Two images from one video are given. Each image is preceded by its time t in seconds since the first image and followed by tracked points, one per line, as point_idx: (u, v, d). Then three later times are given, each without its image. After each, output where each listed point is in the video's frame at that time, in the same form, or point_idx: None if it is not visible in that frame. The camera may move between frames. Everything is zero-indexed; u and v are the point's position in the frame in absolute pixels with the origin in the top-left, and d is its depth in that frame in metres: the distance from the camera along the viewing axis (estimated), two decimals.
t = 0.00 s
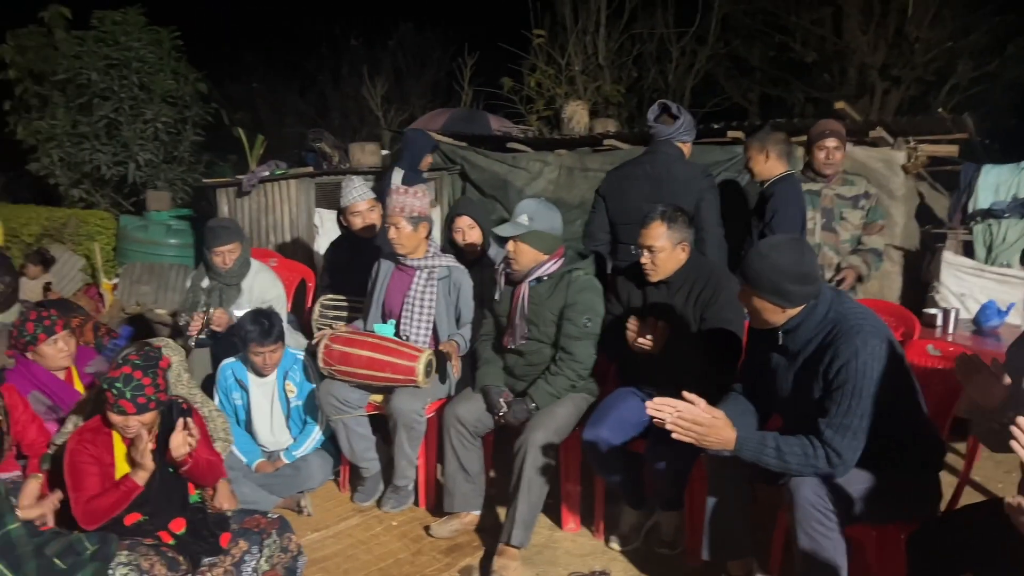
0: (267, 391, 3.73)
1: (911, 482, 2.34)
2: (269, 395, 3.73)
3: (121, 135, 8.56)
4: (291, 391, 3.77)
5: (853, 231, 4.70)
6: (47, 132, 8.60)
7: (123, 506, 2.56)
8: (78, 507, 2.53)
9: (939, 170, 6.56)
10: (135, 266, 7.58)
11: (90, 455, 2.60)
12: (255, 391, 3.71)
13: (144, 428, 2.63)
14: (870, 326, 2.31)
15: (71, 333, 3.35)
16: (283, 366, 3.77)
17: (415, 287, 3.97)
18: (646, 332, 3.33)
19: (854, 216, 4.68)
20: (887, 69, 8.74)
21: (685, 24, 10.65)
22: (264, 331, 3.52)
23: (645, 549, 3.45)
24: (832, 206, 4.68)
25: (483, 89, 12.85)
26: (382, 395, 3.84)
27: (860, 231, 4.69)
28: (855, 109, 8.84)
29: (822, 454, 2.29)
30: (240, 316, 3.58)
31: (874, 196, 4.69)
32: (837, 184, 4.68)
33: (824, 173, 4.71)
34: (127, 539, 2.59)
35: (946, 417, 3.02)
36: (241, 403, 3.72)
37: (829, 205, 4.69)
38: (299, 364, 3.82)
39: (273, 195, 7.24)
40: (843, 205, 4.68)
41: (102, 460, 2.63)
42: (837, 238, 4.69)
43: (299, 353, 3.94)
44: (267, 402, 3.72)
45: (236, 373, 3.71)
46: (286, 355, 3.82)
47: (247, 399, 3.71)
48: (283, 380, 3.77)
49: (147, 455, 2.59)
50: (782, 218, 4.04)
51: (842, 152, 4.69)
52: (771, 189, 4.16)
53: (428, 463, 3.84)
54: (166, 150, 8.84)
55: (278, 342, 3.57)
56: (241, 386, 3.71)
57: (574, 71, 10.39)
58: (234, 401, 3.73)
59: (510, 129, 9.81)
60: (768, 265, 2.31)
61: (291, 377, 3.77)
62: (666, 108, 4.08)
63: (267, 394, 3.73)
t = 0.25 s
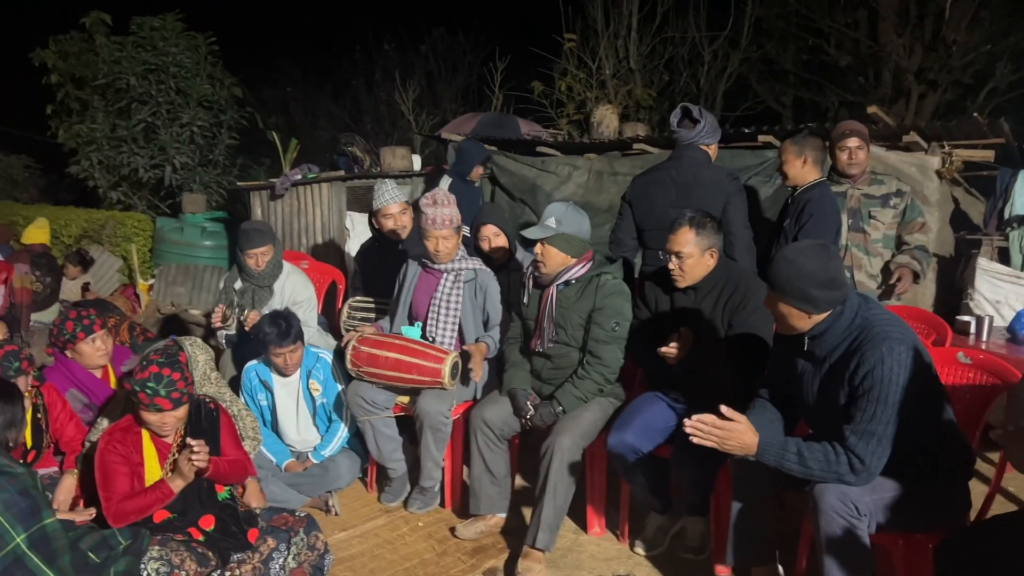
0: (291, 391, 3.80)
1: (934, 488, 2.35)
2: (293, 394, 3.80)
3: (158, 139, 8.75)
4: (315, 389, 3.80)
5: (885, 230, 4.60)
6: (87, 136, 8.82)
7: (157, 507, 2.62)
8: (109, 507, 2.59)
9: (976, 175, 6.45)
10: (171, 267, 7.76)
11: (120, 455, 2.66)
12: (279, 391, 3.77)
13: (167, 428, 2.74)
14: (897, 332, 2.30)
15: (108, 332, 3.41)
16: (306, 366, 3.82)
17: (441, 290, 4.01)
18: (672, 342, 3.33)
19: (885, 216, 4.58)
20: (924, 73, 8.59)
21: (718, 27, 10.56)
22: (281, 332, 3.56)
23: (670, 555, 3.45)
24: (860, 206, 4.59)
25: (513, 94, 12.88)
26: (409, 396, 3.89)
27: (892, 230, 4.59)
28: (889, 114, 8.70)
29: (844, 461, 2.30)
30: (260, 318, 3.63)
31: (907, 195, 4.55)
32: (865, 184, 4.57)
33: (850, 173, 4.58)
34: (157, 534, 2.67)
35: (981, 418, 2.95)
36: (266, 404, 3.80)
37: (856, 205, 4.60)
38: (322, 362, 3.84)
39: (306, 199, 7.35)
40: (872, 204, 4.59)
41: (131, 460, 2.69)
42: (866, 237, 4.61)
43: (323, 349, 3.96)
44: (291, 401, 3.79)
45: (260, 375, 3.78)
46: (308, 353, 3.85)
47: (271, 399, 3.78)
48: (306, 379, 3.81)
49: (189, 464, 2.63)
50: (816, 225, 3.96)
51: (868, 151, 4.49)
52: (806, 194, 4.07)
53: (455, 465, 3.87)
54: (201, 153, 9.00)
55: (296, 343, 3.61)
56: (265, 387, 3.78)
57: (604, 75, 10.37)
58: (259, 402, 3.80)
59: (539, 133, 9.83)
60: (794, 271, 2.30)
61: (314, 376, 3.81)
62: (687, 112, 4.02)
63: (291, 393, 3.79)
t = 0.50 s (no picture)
0: (316, 391, 3.83)
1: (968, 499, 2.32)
2: (319, 395, 3.84)
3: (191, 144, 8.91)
4: (341, 389, 3.82)
5: (917, 239, 4.50)
6: (122, 140, 8.97)
7: (182, 505, 2.67)
8: (142, 505, 2.66)
9: (1011, 179, 6.34)
10: (202, 271, 7.84)
11: (153, 456, 2.72)
12: (304, 391, 3.82)
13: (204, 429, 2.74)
14: (929, 339, 2.28)
15: (152, 334, 3.51)
16: (331, 367, 3.84)
17: (471, 296, 4.02)
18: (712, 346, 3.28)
19: (918, 224, 4.48)
20: (958, 76, 8.45)
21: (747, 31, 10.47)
22: (306, 332, 3.59)
23: (697, 562, 3.43)
24: (891, 212, 4.53)
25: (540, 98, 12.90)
26: (436, 400, 3.91)
27: (924, 239, 4.48)
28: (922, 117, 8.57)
29: (876, 470, 2.28)
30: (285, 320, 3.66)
31: (944, 204, 4.40)
32: (900, 192, 4.49)
33: (886, 179, 4.54)
34: (189, 534, 2.71)
35: (1008, 438, 2.88)
36: (292, 404, 3.85)
37: (888, 212, 4.54)
38: (347, 363, 3.85)
39: (335, 203, 7.43)
40: (905, 212, 4.50)
41: (163, 460, 2.74)
42: (895, 245, 4.53)
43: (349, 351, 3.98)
44: (317, 402, 3.84)
45: (286, 376, 3.83)
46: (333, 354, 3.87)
47: (296, 400, 3.83)
48: (332, 379, 3.83)
49: (204, 455, 2.65)
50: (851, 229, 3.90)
51: (906, 157, 4.43)
52: (837, 198, 4.04)
53: (481, 469, 3.89)
54: (232, 158, 9.15)
55: (321, 343, 3.64)
56: (290, 388, 3.83)
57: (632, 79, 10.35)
58: (285, 403, 3.86)
59: (566, 137, 9.84)
60: (823, 277, 2.29)
61: (340, 376, 3.83)
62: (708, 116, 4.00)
63: (317, 394, 3.83)
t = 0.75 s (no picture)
0: (343, 392, 3.86)
1: (999, 507, 2.29)
2: (345, 397, 3.86)
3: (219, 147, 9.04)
4: (367, 391, 3.86)
5: (957, 250, 4.20)
6: (151, 145, 9.12)
7: (218, 507, 2.71)
8: (175, 506, 2.68)
9: None
10: (229, 273, 7.97)
11: (183, 456, 2.74)
12: (330, 392, 3.84)
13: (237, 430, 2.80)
14: (958, 343, 2.25)
15: (190, 335, 3.58)
16: (357, 368, 3.89)
17: (497, 302, 4.04)
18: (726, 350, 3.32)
19: (959, 235, 4.18)
20: (988, 76, 8.30)
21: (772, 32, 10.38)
22: (334, 333, 3.61)
23: (722, 566, 3.40)
24: (934, 221, 4.28)
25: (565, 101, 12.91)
26: (461, 402, 3.91)
27: (966, 251, 4.17)
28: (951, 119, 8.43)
29: (902, 475, 2.27)
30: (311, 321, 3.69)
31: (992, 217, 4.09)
32: (947, 200, 4.24)
33: (938, 186, 4.29)
34: (217, 533, 2.74)
35: None
36: (318, 406, 3.86)
37: (932, 220, 4.29)
38: (372, 365, 3.90)
39: (360, 206, 7.50)
40: (949, 221, 4.23)
41: (194, 461, 2.77)
42: (931, 255, 4.27)
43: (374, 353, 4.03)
44: (343, 403, 3.86)
45: (312, 378, 3.84)
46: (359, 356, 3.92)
47: (323, 402, 3.84)
48: (358, 381, 3.87)
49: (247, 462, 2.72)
50: (885, 229, 3.85)
51: (962, 162, 4.17)
52: (867, 199, 4.01)
53: (505, 471, 3.90)
54: (260, 162, 9.26)
55: (348, 342, 3.67)
56: (317, 390, 3.85)
57: (657, 82, 10.33)
58: (312, 405, 3.86)
59: (591, 140, 9.84)
60: (849, 280, 2.28)
61: (366, 378, 3.87)
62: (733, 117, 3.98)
63: (343, 395, 3.86)
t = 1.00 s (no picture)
0: (366, 389, 3.89)
1: None
2: (368, 394, 3.90)
3: (241, 149, 9.13)
4: (390, 389, 3.92)
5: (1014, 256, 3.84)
6: (175, 147, 9.24)
7: (241, 503, 2.75)
8: (200, 502, 2.72)
9: None
10: (251, 274, 8.04)
11: (212, 455, 2.78)
12: (353, 389, 3.87)
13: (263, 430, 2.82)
14: (983, 345, 2.24)
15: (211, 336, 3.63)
16: (381, 367, 3.94)
17: (517, 304, 4.05)
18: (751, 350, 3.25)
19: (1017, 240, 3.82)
20: (1014, 75, 8.18)
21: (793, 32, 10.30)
22: (358, 328, 3.67)
23: (743, 568, 3.39)
24: (990, 223, 3.92)
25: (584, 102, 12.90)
26: (481, 402, 3.91)
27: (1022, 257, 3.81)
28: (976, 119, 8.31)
29: (928, 477, 2.25)
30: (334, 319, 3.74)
31: None
32: (1006, 201, 3.88)
33: (998, 186, 3.93)
34: (240, 532, 2.77)
35: None
36: (341, 404, 3.89)
37: (987, 222, 3.93)
38: (396, 364, 3.96)
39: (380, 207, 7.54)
40: (1005, 225, 3.87)
41: (222, 459, 2.80)
42: (983, 261, 3.93)
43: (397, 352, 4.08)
44: (366, 400, 3.90)
45: (335, 376, 3.88)
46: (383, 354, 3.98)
47: (345, 400, 3.88)
48: (382, 379, 3.92)
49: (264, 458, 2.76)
50: (912, 232, 3.83)
51: None
52: (893, 200, 3.98)
53: (525, 471, 3.92)
54: (281, 163, 9.35)
55: (373, 335, 3.72)
56: (340, 388, 3.88)
57: (677, 82, 10.30)
58: (334, 402, 3.89)
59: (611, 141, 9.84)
60: (872, 281, 2.26)
61: (390, 377, 3.92)
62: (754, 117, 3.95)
63: (367, 392, 3.89)
